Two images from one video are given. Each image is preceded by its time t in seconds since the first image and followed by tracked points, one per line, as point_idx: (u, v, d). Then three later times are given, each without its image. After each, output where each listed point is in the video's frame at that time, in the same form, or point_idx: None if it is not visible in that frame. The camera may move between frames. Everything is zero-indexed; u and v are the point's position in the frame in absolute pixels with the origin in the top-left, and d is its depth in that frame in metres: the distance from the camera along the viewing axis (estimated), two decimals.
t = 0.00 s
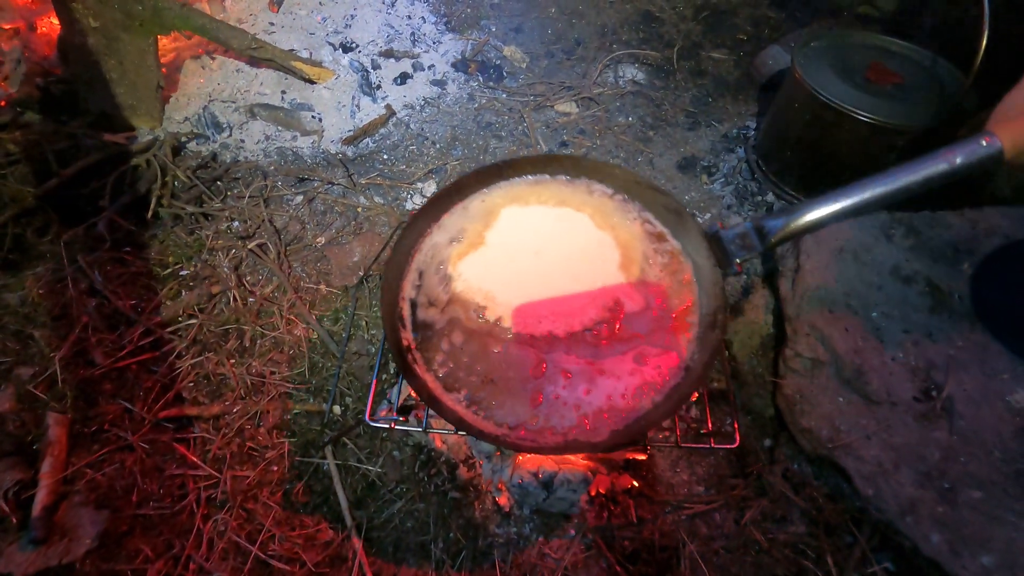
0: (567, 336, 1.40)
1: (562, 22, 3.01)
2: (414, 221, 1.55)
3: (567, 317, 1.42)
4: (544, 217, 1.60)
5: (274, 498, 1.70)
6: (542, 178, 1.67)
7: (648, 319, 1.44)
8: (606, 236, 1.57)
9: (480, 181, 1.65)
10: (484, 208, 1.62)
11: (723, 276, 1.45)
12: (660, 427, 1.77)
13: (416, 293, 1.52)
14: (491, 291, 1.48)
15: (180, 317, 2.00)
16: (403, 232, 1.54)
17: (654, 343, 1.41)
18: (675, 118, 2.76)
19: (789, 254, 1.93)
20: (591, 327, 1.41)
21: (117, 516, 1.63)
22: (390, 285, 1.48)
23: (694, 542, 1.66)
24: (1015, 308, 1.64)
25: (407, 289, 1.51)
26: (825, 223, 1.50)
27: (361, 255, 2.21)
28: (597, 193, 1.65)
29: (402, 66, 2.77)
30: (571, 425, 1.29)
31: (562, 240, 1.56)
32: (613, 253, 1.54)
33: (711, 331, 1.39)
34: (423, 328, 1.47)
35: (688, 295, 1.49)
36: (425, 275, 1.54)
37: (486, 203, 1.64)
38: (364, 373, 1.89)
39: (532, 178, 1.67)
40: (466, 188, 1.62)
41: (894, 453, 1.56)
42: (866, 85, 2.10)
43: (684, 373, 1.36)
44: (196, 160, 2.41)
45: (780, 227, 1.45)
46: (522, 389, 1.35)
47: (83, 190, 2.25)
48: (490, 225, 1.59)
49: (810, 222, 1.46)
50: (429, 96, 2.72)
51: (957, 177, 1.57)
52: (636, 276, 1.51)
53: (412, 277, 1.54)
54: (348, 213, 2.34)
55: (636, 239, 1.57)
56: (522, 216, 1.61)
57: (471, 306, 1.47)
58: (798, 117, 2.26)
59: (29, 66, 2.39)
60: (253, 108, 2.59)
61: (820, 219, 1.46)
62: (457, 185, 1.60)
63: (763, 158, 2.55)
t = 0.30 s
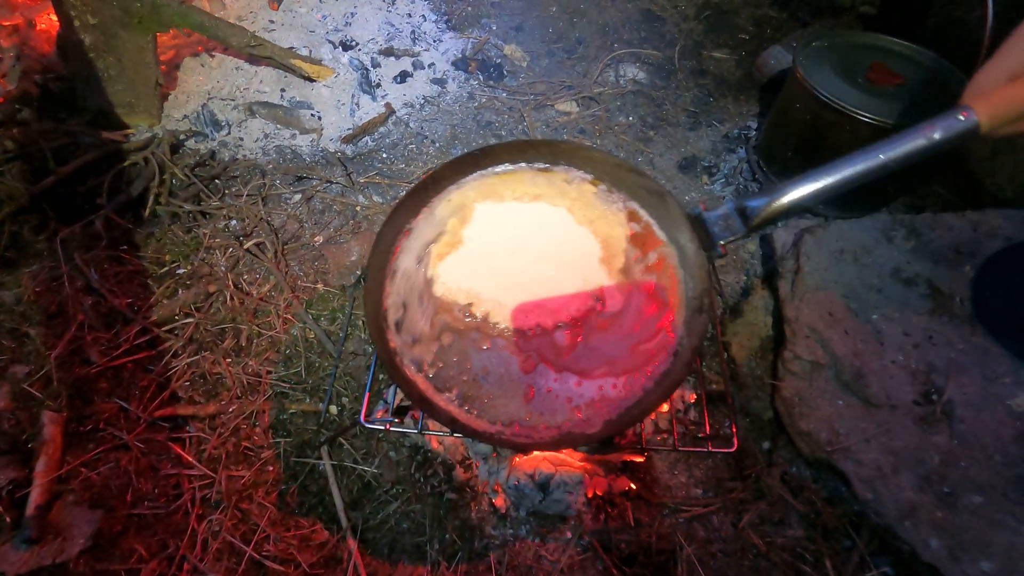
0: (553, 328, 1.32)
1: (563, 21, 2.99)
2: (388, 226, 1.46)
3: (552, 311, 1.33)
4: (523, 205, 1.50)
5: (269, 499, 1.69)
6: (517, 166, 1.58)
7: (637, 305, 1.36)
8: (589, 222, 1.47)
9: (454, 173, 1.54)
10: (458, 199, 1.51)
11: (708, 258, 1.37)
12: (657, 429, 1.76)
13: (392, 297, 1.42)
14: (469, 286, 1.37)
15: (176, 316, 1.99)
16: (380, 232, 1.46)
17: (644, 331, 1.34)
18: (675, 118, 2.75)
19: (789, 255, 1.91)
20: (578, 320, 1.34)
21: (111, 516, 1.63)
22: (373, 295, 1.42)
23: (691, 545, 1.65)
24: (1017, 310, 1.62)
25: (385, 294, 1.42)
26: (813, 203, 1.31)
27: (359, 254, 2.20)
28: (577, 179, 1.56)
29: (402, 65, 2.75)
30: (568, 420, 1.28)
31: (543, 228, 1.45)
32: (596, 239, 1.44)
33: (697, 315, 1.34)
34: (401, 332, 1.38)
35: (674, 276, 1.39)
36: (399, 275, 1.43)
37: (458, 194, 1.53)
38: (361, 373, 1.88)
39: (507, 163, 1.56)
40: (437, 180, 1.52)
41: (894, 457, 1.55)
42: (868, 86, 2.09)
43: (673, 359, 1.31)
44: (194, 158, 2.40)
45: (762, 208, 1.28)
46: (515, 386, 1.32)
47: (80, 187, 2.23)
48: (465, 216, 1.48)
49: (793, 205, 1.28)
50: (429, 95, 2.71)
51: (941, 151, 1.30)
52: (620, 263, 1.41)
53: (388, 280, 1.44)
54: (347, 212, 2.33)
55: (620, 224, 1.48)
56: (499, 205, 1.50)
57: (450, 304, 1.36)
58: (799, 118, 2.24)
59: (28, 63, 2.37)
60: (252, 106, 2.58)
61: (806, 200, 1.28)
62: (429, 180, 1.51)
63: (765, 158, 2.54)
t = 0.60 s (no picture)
0: (536, 322, 1.38)
1: (564, 17, 2.97)
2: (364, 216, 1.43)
3: (532, 306, 1.39)
4: (501, 198, 1.53)
5: (266, 493, 1.71)
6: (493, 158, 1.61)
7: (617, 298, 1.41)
8: (568, 215, 1.52)
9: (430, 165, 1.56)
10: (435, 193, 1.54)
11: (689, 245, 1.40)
12: (654, 425, 1.76)
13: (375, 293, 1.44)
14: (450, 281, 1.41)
15: (174, 311, 2.00)
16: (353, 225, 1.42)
17: (625, 321, 1.39)
18: (675, 116, 2.74)
19: (787, 253, 1.91)
20: (560, 312, 1.38)
21: (108, 509, 1.64)
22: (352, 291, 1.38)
23: (687, 542, 1.65)
24: (1020, 312, 1.58)
25: (365, 288, 1.43)
26: (788, 190, 1.31)
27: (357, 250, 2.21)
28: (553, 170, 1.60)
29: (402, 61, 2.74)
30: (558, 413, 1.31)
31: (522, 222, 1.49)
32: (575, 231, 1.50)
33: (680, 304, 1.34)
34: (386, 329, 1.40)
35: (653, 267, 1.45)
36: (382, 272, 1.46)
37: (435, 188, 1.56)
38: (358, 369, 1.88)
39: (482, 156, 1.60)
40: (412, 172, 1.52)
41: (889, 454, 1.55)
42: (869, 83, 2.08)
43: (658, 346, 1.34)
44: (194, 154, 2.40)
45: (739, 194, 1.29)
46: (504, 379, 1.35)
47: (79, 182, 2.23)
48: (444, 210, 1.51)
49: (769, 191, 1.28)
50: (429, 91, 2.70)
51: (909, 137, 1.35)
52: (598, 255, 1.46)
53: (370, 275, 1.46)
54: (346, 208, 2.34)
55: (599, 216, 1.53)
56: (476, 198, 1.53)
57: (434, 301, 1.39)
58: (799, 116, 2.23)
59: (28, 58, 2.34)
60: (252, 101, 2.57)
61: (783, 186, 1.29)
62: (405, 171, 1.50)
63: (765, 156, 2.55)
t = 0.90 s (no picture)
0: (526, 316, 1.46)
1: (563, 13, 2.93)
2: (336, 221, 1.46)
3: (517, 297, 1.48)
4: (483, 192, 1.61)
5: (259, 488, 1.72)
6: (471, 150, 1.67)
7: (603, 293, 1.52)
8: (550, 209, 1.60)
9: (408, 156, 1.60)
10: (413, 185, 1.59)
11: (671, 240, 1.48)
12: (646, 423, 1.76)
13: (359, 287, 1.51)
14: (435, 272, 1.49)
15: (169, 306, 2.00)
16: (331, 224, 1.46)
17: (612, 315, 1.49)
18: (673, 113, 2.74)
19: (782, 252, 1.90)
20: (546, 305, 1.47)
21: (101, 504, 1.64)
22: (328, 294, 1.42)
23: (678, 539, 1.65)
24: (1017, 312, 1.56)
25: (343, 294, 1.49)
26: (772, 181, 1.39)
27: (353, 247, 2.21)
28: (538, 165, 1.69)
29: (400, 57, 2.72)
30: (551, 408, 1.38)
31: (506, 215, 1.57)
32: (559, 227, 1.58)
33: (664, 299, 1.44)
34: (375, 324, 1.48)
35: (639, 261, 1.55)
36: (365, 271, 1.53)
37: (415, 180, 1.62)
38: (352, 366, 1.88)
39: (460, 150, 1.66)
40: (388, 168, 1.57)
41: (880, 453, 1.56)
42: (867, 81, 2.06)
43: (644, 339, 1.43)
44: (190, 150, 2.40)
45: (723, 186, 1.36)
46: (496, 375, 1.43)
47: (75, 177, 2.23)
48: (426, 203, 1.58)
49: (751, 184, 1.35)
50: (427, 88, 2.69)
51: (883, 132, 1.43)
52: (582, 248, 1.55)
53: (351, 273, 1.52)
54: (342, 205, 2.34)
55: (581, 211, 1.61)
56: (457, 190, 1.60)
57: (420, 293, 1.48)
58: (796, 113, 2.22)
59: (25, 53, 2.32)
60: (248, 97, 2.56)
61: (764, 178, 1.37)
62: (381, 163, 1.54)
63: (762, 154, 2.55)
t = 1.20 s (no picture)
0: (519, 317, 1.52)
1: (563, 8, 2.89)
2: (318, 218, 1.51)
3: (502, 294, 1.54)
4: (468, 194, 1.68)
5: (250, 483, 1.71)
6: (456, 150, 1.75)
7: (593, 292, 1.58)
8: (536, 209, 1.68)
9: (392, 157, 1.68)
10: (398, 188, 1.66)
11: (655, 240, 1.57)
12: (641, 422, 1.75)
13: (345, 287, 1.57)
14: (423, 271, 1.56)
15: (161, 300, 1.99)
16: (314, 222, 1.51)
17: (601, 313, 1.55)
18: (673, 109, 2.71)
19: (780, 250, 1.87)
20: (536, 304, 1.54)
21: (90, 498, 1.63)
22: (312, 291, 1.47)
23: (672, 539, 1.64)
24: (1018, 313, 1.55)
25: (326, 296, 1.54)
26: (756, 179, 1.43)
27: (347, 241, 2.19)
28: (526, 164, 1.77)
29: (398, 51, 2.69)
30: (548, 406, 1.44)
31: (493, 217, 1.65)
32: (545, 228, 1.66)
33: (652, 296, 1.51)
34: (362, 325, 1.52)
35: (626, 260, 1.63)
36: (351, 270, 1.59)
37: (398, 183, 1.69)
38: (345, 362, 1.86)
39: (444, 150, 1.74)
40: (372, 167, 1.64)
41: (877, 454, 1.54)
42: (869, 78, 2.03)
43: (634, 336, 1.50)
44: (185, 142, 2.37)
45: (708, 184, 1.40)
46: (489, 374, 1.47)
47: (69, 169, 2.20)
48: (411, 206, 1.65)
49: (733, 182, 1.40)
50: (425, 82, 2.65)
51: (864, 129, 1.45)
52: (567, 247, 1.63)
53: (333, 277, 1.57)
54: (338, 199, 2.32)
55: (564, 211, 1.69)
56: (443, 191, 1.68)
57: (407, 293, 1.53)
58: (796, 111, 2.19)
59: (21, 45, 2.27)
60: (245, 90, 2.53)
61: (746, 177, 1.40)
62: (364, 163, 1.60)
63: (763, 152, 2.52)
